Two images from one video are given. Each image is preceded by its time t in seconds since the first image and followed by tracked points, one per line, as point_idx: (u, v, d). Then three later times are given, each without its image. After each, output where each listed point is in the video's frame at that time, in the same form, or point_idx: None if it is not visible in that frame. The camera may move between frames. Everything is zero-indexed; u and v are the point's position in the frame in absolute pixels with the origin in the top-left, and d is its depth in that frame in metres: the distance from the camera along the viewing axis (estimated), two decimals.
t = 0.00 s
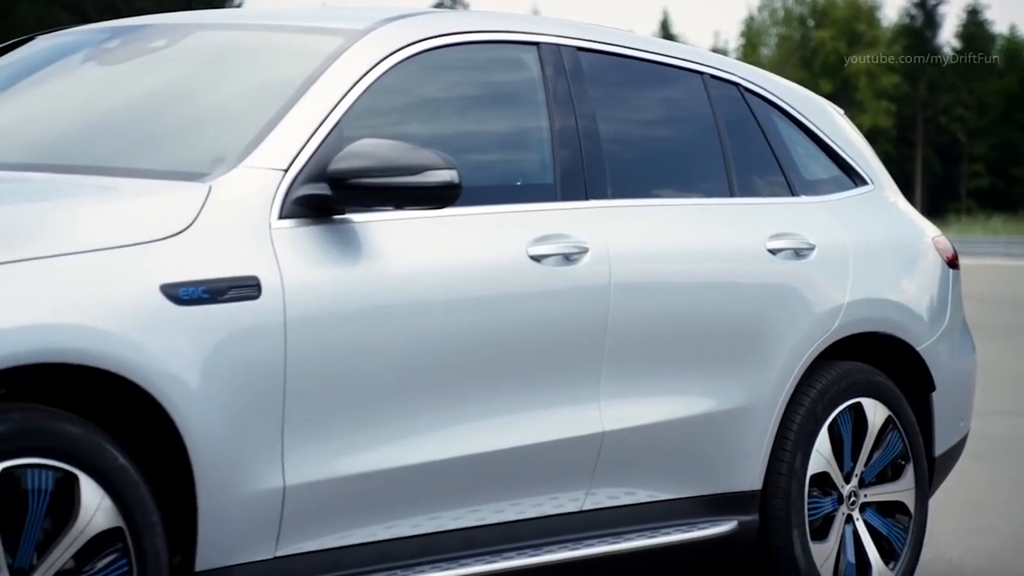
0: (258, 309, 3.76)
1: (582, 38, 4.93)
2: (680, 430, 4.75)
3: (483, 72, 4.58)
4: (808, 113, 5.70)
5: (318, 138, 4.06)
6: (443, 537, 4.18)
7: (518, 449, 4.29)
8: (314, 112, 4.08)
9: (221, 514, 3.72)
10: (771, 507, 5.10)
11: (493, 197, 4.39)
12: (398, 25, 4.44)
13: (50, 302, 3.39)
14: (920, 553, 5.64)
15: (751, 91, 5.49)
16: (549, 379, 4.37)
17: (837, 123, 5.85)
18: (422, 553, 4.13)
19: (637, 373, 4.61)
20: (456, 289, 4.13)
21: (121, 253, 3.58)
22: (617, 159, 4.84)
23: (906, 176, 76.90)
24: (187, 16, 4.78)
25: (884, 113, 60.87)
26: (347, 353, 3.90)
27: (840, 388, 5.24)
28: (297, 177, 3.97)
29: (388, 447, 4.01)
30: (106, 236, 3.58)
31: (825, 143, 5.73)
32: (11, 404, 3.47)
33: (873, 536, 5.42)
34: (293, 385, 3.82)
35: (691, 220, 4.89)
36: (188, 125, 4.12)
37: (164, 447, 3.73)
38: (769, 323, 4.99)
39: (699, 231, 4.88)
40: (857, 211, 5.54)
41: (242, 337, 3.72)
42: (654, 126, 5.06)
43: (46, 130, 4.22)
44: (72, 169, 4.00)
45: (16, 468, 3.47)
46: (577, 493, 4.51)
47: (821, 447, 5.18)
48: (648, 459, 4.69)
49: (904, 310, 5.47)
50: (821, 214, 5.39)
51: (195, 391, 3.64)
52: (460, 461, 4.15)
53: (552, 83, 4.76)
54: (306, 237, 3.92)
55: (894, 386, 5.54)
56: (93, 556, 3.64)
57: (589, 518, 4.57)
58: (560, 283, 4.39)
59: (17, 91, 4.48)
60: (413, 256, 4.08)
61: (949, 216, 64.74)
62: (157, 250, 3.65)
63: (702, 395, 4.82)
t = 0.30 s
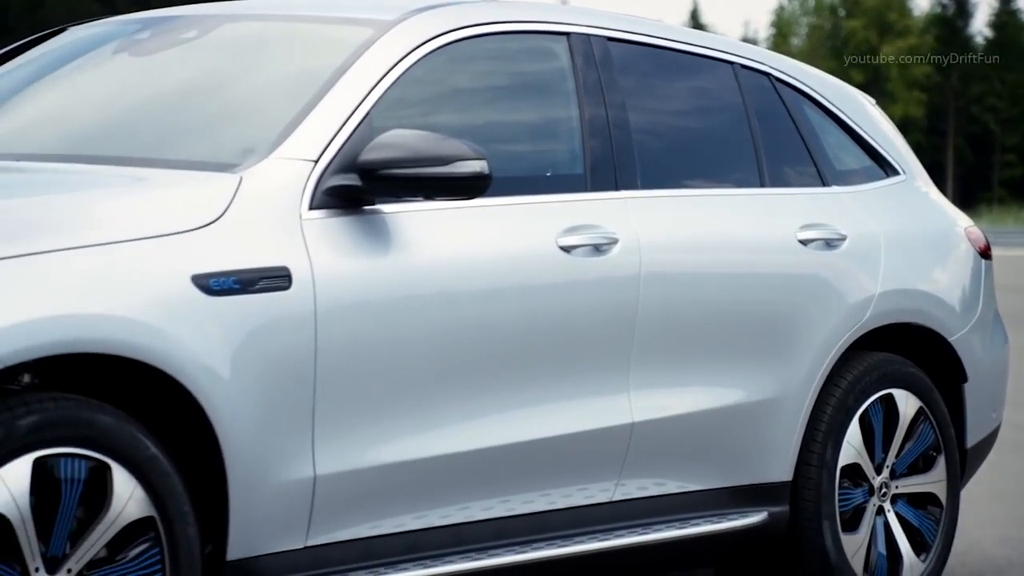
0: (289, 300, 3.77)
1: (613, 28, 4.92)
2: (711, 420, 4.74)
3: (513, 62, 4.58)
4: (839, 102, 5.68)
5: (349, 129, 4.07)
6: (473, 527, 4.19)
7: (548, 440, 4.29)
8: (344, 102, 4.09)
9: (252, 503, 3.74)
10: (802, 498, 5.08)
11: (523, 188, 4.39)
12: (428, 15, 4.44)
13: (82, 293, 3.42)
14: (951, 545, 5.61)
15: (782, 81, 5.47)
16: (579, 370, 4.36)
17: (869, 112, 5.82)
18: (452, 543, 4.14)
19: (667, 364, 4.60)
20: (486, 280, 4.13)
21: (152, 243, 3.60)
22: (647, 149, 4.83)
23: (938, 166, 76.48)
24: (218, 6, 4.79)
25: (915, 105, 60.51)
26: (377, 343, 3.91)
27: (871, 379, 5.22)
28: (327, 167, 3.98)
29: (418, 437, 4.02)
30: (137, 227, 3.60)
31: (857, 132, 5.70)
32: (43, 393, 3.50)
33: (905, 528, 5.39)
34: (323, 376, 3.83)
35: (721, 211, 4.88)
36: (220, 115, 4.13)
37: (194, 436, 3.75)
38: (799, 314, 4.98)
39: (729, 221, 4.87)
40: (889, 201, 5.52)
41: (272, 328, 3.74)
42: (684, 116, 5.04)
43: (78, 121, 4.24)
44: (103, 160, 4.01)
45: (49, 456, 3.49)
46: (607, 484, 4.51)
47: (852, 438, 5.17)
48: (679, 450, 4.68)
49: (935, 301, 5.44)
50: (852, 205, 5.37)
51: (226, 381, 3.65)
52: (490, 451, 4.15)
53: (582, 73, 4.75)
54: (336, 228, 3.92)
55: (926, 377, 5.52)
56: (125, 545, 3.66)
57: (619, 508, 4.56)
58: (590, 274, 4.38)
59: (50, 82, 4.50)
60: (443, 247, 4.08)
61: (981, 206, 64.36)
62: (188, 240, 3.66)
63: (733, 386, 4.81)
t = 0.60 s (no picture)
0: (317, 290, 3.78)
1: (641, 18, 4.91)
2: (739, 411, 4.73)
3: (541, 52, 4.58)
4: (868, 92, 5.65)
5: (377, 119, 4.07)
6: (500, 518, 4.19)
7: (576, 431, 4.28)
8: (372, 93, 4.09)
9: (280, 493, 3.75)
10: (830, 490, 5.07)
11: (551, 178, 4.39)
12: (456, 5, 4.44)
13: (111, 284, 3.44)
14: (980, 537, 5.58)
15: (810, 71, 5.45)
16: (606, 361, 4.36)
17: (898, 102, 5.79)
18: (479, 534, 4.15)
19: (695, 355, 4.59)
20: (514, 271, 4.13)
21: (180, 234, 3.62)
22: (674, 140, 4.82)
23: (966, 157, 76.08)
24: None
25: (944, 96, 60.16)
26: (405, 334, 3.92)
27: (898, 370, 5.21)
28: (355, 158, 3.98)
29: (445, 428, 4.02)
30: (165, 219, 3.61)
31: (886, 123, 5.67)
32: (74, 383, 3.53)
33: (933, 519, 5.36)
34: (351, 366, 3.84)
35: (750, 201, 4.87)
36: (248, 106, 4.14)
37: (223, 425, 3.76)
38: (827, 305, 4.96)
39: (757, 212, 4.85)
40: (918, 191, 5.49)
41: (300, 318, 3.74)
42: (712, 106, 5.03)
43: (107, 112, 4.26)
44: (131, 151, 4.03)
45: (79, 446, 3.51)
46: (634, 475, 4.51)
47: (879, 430, 5.16)
48: (707, 442, 4.66)
49: (965, 292, 5.42)
50: (881, 195, 5.35)
51: (254, 371, 3.66)
52: (517, 442, 4.15)
53: (610, 63, 4.74)
54: (364, 218, 3.93)
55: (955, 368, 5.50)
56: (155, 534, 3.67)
57: (647, 499, 4.56)
58: (618, 265, 4.38)
59: (80, 72, 4.52)
60: (471, 237, 4.08)
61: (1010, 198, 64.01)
62: (216, 231, 3.68)
63: (761, 377, 4.80)
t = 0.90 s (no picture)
0: (349, 279, 3.79)
1: (673, 6, 4.89)
2: (771, 400, 4.71)
3: (573, 41, 4.57)
4: (901, 80, 5.62)
5: (408, 108, 4.07)
6: (532, 507, 4.20)
7: (607, 419, 4.28)
8: (404, 82, 4.10)
9: (313, 481, 3.77)
10: (863, 479, 5.05)
11: (583, 167, 4.38)
12: None
13: (142, 273, 3.46)
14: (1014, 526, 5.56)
15: (843, 59, 5.43)
16: (639, 350, 4.36)
17: (931, 90, 5.76)
18: (511, 523, 4.15)
19: (727, 344, 4.58)
20: (546, 259, 4.13)
21: (212, 224, 3.63)
22: (706, 128, 4.81)
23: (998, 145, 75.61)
24: None
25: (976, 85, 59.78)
26: (437, 323, 3.92)
27: (931, 359, 5.18)
28: (387, 147, 3.99)
29: (477, 417, 4.03)
30: (197, 208, 3.63)
31: (919, 110, 5.64)
32: (109, 371, 3.55)
33: (967, 509, 5.34)
34: (383, 355, 3.85)
35: (782, 190, 4.85)
36: (280, 95, 4.15)
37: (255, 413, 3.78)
38: (860, 294, 4.94)
39: (790, 200, 4.83)
40: (951, 179, 5.46)
41: (332, 307, 3.76)
42: (744, 94, 5.01)
43: (140, 101, 4.27)
44: (163, 140, 4.04)
45: (113, 434, 3.52)
46: (666, 464, 4.50)
47: (912, 419, 5.14)
48: (739, 431, 4.65)
49: (998, 280, 5.39)
50: (915, 183, 5.32)
51: (286, 359, 3.67)
52: (549, 430, 4.15)
53: (642, 52, 4.73)
54: (396, 207, 3.93)
55: (988, 357, 5.47)
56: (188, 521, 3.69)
57: (679, 488, 4.55)
58: (649, 254, 4.37)
59: (112, 62, 4.54)
60: (503, 226, 4.08)
61: None
62: (249, 220, 3.69)
63: (794, 366, 4.78)
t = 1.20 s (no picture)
0: (376, 268, 3.79)
1: None
2: (800, 390, 4.70)
3: (601, 30, 4.56)
4: (931, 69, 5.60)
5: (436, 97, 4.07)
6: (560, 496, 4.20)
7: (635, 408, 4.28)
8: (432, 71, 4.10)
9: (341, 471, 3.77)
10: (891, 469, 5.03)
11: (611, 156, 4.38)
12: None
13: (171, 262, 3.47)
14: None
15: (872, 47, 5.40)
16: (667, 340, 4.35)
17: (962, 79, 5.73)
18: (539, 512, 4.15)
19: (755, 334, 4.57)
20: (574, 249, 4.13)
21: (241, 213, 3.64)
22: (735, 117, 4.79)
23: None
24: None
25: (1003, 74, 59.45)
26: (465, 312, 3.92)
27: (960, 349, 5.16)
28: (415, 136, 3.99)
29: (505, 406, 4.03)
30: (226, 197, 3.64)
31: (949, 99, 5.62)
32: (140, 360, 3.56)
33: (995, 499, 5.32)
34: (412, 344, 3.85)
35: (811, 179, 4.83)
36: (308, 84, 4.16)
37: (283, 404, 3.80)
38: (889, 283, 4.92)
39: (818, 189, 4.82)
40: (981, 168, 5.43)
41: (361, 296, 3.77)
42: (772, 83, 5.00)
43: (169, 91, 4.28)
44: (192, 129, 4.05)
45: (143, 423, 3.54)
46: (694, 453, 4.49)
47: (942, 409, 5.12)
48: (768, 420, 4.64)
49: None
50: (944, 172, 5.29)
51: (315, 348, 3.68)
52: (577, 420, 4.15)
53: (670, 40, 4.72)
54: (423, 196, 3.94)
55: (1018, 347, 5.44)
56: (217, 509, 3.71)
57: (707, 478, 4.54)
58: (678, 243, 4.36)
59: (142, 51, 4.55)
60: (532, 216, 4.09)
61: None
62: (278, 210, 3.70)
63: (823, 355, 4.77)
